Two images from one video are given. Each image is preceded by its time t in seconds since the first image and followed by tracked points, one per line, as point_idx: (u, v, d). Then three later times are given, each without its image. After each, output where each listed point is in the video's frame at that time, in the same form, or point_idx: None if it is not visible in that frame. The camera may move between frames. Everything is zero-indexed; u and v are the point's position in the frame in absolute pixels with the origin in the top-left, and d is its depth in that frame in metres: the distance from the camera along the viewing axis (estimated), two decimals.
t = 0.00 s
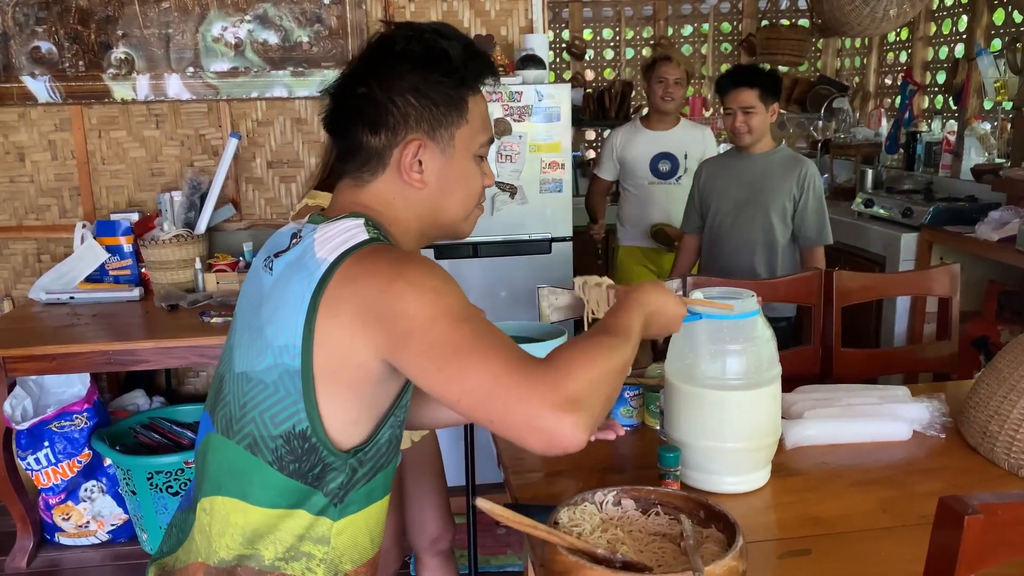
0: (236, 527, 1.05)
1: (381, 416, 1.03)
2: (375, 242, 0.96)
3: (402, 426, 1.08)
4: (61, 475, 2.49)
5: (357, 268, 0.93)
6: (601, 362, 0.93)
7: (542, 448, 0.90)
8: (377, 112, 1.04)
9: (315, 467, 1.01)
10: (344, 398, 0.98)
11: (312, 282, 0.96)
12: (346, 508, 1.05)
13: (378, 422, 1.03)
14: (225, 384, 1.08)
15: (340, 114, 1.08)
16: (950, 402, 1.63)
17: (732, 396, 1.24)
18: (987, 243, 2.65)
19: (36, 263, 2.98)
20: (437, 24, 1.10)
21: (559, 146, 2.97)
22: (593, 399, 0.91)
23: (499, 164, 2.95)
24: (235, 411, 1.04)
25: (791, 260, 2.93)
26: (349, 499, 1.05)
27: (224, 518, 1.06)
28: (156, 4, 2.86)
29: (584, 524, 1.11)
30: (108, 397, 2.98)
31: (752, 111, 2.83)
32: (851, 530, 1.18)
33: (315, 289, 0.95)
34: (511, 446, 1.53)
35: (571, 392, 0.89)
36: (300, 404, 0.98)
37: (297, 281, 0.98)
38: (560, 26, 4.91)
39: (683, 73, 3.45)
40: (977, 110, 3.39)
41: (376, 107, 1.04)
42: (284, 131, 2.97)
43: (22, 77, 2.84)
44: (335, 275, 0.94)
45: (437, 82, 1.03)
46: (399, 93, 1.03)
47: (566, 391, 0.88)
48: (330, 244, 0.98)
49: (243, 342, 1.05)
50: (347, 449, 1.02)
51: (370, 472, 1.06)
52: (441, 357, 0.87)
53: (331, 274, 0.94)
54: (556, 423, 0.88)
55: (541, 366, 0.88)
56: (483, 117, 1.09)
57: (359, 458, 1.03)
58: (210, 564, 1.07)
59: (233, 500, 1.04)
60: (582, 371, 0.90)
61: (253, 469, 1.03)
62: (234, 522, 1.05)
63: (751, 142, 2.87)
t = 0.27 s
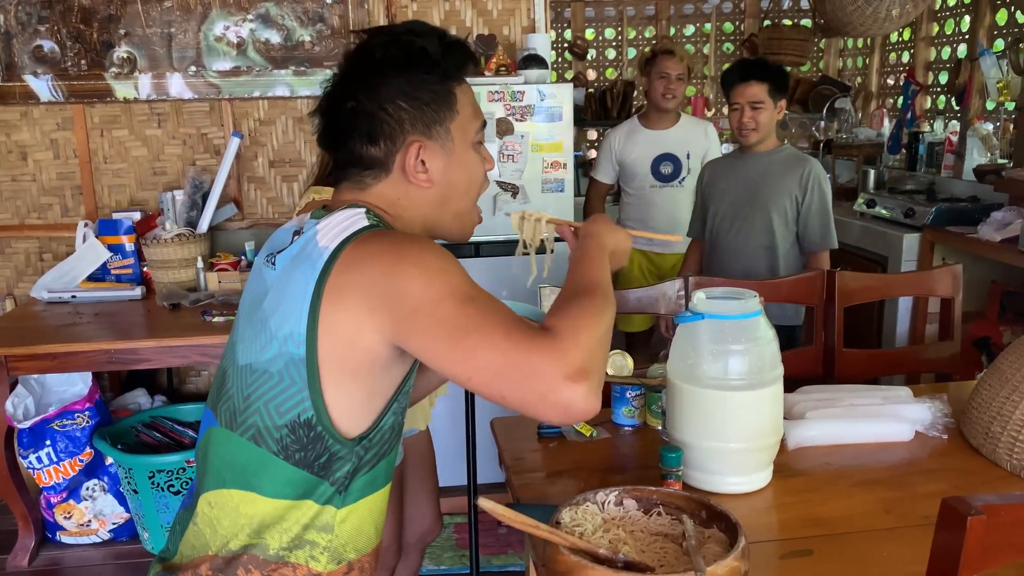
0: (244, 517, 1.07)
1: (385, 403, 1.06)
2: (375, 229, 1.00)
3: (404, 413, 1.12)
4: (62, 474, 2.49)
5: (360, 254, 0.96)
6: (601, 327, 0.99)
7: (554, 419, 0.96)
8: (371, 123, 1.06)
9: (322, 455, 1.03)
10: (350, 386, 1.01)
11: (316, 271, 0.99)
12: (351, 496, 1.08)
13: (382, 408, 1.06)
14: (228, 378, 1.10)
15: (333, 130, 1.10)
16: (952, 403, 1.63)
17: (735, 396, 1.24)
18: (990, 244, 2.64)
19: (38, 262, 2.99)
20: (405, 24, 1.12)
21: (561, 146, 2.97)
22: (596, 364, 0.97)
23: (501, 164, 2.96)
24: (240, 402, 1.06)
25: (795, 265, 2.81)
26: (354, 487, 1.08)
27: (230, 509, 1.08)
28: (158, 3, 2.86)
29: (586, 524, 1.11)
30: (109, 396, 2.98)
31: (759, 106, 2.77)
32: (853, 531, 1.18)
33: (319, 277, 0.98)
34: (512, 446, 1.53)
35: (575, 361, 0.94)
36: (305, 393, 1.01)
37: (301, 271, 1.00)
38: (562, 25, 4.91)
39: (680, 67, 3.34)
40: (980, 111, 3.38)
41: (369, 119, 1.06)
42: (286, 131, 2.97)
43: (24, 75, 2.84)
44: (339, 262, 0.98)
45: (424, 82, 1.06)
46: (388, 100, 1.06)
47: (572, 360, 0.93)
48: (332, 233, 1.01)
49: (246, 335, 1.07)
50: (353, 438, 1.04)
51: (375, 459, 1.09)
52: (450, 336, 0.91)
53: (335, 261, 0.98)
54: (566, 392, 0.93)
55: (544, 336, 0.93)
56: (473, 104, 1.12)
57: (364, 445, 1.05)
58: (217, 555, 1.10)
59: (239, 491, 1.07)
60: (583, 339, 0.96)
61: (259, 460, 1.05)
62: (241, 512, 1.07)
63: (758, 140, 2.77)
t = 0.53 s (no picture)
0: (247, 512, 1.08)
1: (385, 393, 1.07)
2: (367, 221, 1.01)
3: (401, 401, 1.14)
4: (66, 472, 2.50)
5: (355, 245, 0.97)
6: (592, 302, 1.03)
7: (560, 393, 1.00)
8: (346, 126, 1.06)
9: (326, 446, 1.05)
10: (349, 378, 1.02)
11: (312, 264, 0.99)
12: (350, 485, 1.10)
13: (382, 397, 1.07)
14: (225, 374, 1.10)
15: (311, 137, 1.10)
16: (955, 403, 1.63)
17: (737, 397, 1.24)
18: (993, 244, 2.64)
19: (42, 260, 3.00)
20: (364, 23, 1.10)
21: (565, 145, 2.96)
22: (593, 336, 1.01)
23: (505, 163, 2.95)
24: (239, 397, 1.06)
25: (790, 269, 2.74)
26: (356, 475, 1.10)
27: (232, 503, 1.09)
28: (162, 2, 2.86)
29: (589, 523, 1.11)
30: (113, 394, 2.99)
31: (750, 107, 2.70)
32: (856, 530, 1.18)
33: (315, 269, 0.99)
34: (515, 446, 1.53)
35: (573, 336, 0.97)
36: (306, 386, 1.01)
37: (297, 265, 1.01)
38: (565, 24, 4.89)
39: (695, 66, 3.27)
40: (983, 111, 3.38)
41: (342, 123, 1.06)
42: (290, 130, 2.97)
43: (29, 74, 2.84)
44: (334, 254, 0.98)
45: (389, 75, 1.05)
46: (358, 100, 1.05)
47: (572, 335, 0.97)
48: (325, 226, 1.02)
49: (244, 332, 1.07)
50: (354, 428, 1.06)
51: (374, 447, 1.11)
52: (451, 321, 0.94)
53: (331, 254, 0.98)
54: (569, 366, 0.97)
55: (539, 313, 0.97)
56: (445, 91, 1.11)
57: (364, 434, 1.07)
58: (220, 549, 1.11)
59: (240, 486, 1.08)
60: (578, 313, 0.99)
61: (260, 454, 1.05)
62: (244, 507, 1.08)
63: (748, 142, 2.72)
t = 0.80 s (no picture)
0: (248, 508, 1.09)
1: (379, 381, 1.08)
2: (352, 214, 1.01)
3: (396, 389, 1.14)
4: (73, 469, 2.51)
5: (342, 238, 0.98)
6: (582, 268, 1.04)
7: (562, 358, 1.01)
8: (329, 118, 1.07)
9: (323, 437, 1.05)
10: (345, 369, 1.03)
11: (301, 258, 0.99)
12: (348, 475, 1.11)
13: (377, 385, 1.08)
14: (216, 373, 1.10)
15: (295, 129, 1.11)
16: (961, 403, 1.63)
17: (742, 395, 1.24)
18: (999, 243, 2.63)
19: (49, 258, 3.01)
20: (352, 15, 1.11)
21: (570, 144, 2.96)
22: (586, 301, 1.02)
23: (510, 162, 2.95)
24: (232, 395, 1.06)
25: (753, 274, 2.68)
26: (354, 463, 1.11)
27: (232, 500, 1.09)
28: (168, 1, 2.86)
29: (594, 521, 1.11)
30: (119, 392, 3.00)
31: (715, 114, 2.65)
32: (862, 529, 1.18)
33: (304, 263, 0.99)
34: (521, 444, 1.53)
35: (569, 302, 0.99)
36: (301, 380, 1.02)
37: (285, 262, 1.01)
38: (570, 23, 4.87)
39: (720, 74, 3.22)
40: (990, 110, 3.36)
41: (325, 115, 1.07)
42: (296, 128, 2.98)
43: (36, 72, 2.85)
44: (323, 247, 0.98)
45: (375, 70, 1.06)
46: (342, 93, 1.06)
47: (566, 300, 0.98)
48: (311, 221, 1.02)
49: (232, 330, 1.07)
50: (351, 418, 1.07)
51: (370, 436, 1.12)
52: (445, 301, 0.95)
53: (319, 249, 0.99)
54: (567, 331, 0.98)
55: (531, 284, 0.98)
56: (431, 86, 1.11)
57: (361, 424, 1.08)
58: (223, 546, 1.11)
59: (239, 484, 1.08)
60: (569, 280, 1.01)
61: (256, 450, 1.05)
62: (244, 504, 1.08)
63: (714, 149, 2.67)
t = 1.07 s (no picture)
0: (251, 507, 1.09)
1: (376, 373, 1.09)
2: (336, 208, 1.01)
3: (392, 381, 1.15)
4: (81, 464, 2.52)
5: (330, 233, 0.97)
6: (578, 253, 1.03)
7: (555, 344, 1.01)
8: (312, 109, 1.05)
9: (320, 431, 1.05)
10: (342, 363, 1.03)
11: (288, 254, 0.99)
12: (349, 469, 1.11)
13: (373, 376, 1.08)
14: (210, 373, 1.10)
15: (276, 120, 1.09)
16: (971, 402, 1.62)
17: (752, 394, 1.23)
18: (1010, 241, 2.61)
19: (57, 255, 3.02)
20: (333, 5, 1.10)
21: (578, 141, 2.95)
22: (580, 285, 1.01)
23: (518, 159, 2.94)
24: (227, 393, 1.07)
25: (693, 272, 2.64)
26: (355, 455, 1.11)
27: (235, 500, 1.09)
28: None
29: (602, 518, 1.11)
30: (127, 388, 3.02)
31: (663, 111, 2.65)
32: (871, 528, 1.18)
33: (292, 260, 0.98)
34: (528, 441, 1.53)
35: (561, 288, 0.99)
36: (297, 377, 1.02)
37: (272, 259, 1.00)
38: (577, 20, 4.81)
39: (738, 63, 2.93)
40: (999, 106, 3.33)
41: (309, 106, 1.05)
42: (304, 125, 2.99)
43: (44, 69, 2.86)
44: (310, 242, 0.98)
45: (360, 62, 1.05)
46: (326, 84, 1.05)
47: (558, 285, 0.98)
48: (296, 218, 1.01)
49: (223, 329, 1.07)
50: (348, 412, 1.07)
51: (369, 429, 1.12)
52: (436, 291, 0.94)
53: (307, 245, 0.98)
54: (559, 317, 0.98)
55: (522, 272, 0.97)
56: (414, 79, 1.11)
57: (360, 417, 1.09)
58: (227, 547, 1.11)
59: (239, 482, 1.08)
60: (561, 266, 1.00)
61: (254, 447, 1.06)
62: (246, 503, 1.09)
63: (662, 147, 2.66)
